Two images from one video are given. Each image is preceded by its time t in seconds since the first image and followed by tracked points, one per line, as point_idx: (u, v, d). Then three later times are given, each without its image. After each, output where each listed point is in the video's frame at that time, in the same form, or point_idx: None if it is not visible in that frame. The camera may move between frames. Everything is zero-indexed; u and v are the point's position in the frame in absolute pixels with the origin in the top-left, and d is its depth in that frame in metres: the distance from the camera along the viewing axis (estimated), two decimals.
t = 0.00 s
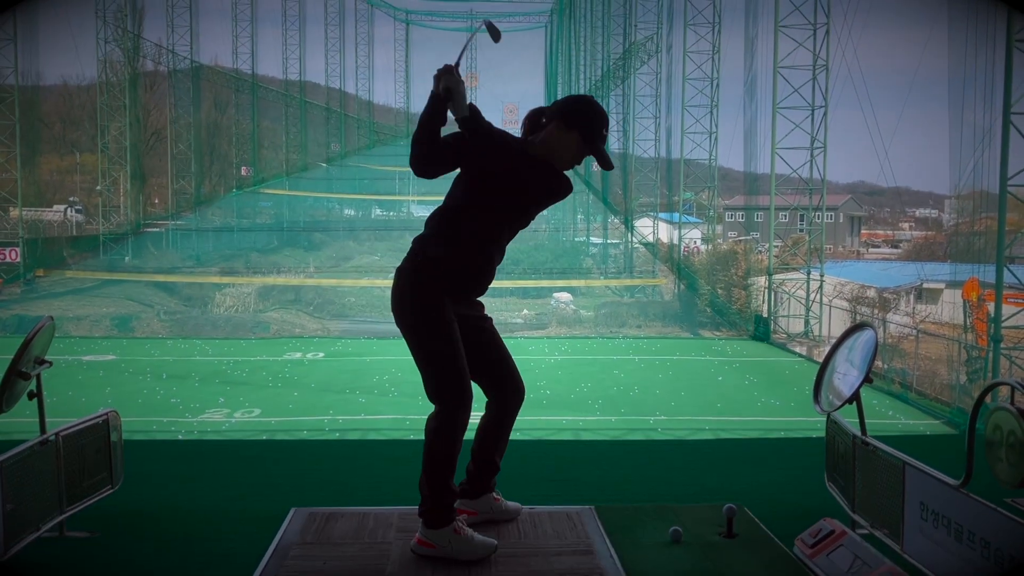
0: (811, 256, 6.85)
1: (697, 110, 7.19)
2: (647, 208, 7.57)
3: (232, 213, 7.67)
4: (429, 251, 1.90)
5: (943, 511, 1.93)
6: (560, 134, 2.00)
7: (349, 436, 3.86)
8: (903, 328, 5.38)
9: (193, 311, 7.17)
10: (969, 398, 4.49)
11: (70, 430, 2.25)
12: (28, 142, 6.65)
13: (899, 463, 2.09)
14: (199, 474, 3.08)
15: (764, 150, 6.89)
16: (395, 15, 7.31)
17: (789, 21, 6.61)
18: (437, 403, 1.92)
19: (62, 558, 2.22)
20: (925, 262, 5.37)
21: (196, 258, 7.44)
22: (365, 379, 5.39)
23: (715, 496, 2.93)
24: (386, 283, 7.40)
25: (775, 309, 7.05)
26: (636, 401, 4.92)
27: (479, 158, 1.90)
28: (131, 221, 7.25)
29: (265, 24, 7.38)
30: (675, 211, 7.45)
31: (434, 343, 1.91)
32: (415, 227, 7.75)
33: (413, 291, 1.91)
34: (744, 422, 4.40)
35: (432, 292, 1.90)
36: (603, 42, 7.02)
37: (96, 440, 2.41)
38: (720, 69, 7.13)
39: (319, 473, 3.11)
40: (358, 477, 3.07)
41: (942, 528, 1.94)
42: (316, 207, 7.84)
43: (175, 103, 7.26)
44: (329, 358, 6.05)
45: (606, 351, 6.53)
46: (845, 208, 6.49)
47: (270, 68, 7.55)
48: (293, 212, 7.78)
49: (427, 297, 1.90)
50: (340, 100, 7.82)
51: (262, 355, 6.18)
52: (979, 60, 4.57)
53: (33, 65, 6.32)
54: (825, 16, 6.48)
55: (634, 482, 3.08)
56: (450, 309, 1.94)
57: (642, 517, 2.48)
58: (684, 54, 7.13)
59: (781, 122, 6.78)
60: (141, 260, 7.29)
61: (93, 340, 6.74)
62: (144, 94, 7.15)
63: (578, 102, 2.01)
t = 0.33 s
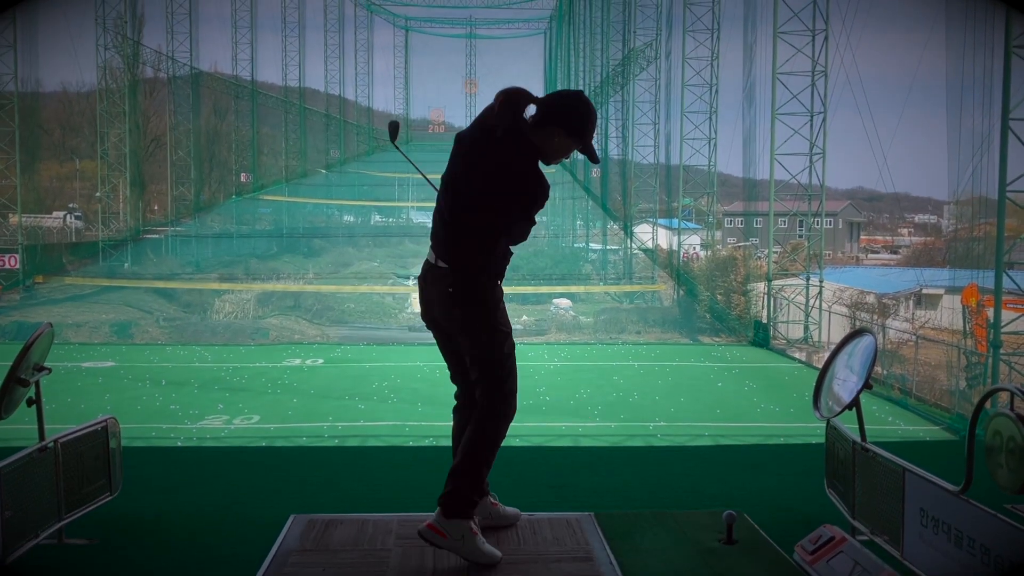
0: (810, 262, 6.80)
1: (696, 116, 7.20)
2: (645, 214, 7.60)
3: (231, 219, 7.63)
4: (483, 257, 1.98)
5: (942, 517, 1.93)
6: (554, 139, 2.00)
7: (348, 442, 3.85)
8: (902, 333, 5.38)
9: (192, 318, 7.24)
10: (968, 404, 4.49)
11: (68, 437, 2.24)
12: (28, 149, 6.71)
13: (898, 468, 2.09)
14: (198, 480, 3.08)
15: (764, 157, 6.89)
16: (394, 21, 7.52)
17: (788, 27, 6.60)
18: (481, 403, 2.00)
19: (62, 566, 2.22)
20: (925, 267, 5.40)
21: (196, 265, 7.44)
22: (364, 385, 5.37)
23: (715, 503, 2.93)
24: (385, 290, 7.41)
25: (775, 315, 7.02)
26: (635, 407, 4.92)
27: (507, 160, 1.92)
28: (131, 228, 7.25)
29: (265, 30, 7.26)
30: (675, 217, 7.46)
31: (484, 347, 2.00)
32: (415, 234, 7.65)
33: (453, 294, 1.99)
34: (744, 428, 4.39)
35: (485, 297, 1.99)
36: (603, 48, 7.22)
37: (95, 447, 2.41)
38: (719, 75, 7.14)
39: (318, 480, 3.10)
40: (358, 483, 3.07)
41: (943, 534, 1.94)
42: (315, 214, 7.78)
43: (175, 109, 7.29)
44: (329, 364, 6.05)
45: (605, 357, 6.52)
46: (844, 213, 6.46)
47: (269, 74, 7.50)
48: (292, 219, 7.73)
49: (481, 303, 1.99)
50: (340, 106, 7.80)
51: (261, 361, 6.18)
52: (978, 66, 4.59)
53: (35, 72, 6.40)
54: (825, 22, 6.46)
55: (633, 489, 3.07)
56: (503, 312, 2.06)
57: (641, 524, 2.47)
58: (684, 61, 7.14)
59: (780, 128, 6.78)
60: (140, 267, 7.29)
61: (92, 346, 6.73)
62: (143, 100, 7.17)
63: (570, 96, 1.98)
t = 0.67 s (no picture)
0: (810, 271, 6.84)
1: (695, 125, 7.27)
2: (645, 222, 7.71)
3: (231, 228, 7.67)
4: (513, 266, 2.03)
5: (943, 527, 1.92)
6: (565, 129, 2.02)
7: (347, 452, 3.84)
8: (902, 342, 5.38)
9: (192, 327, 7.16)
10: (969, 413, 4.49)
11: (67, 447, 2.24)
12: (29, 157, 6.70)
13: (898, 479, 2.08)
14: (197, 490, 3.07)
15: (764, 166, 6.91)
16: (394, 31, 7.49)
17: (787, 37, 6.63)
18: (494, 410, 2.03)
19: None
20: (926, 276, 5.33)
21: (196, 274, 7.42)
22: (365, 394, 5.37)
23: (716, 513, 2.92)
24: (384, 299, 7.35)
25: (775, 324, 7.00)
26: (635, 416, 4.90)
27: (547, 163, 1.96)
28: (131, 238, 7.26)
29: (264, 38, 7.32)
30: (675, 225, 7.55)
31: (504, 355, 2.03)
32: (414, 243, 7.73)
33: (466, 297, 2.00)
34: (745, 437, 4.38)
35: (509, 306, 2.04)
36: (603, 57, 7.43)
37: (94, 456, 2.40)
38: (718, 84, 7.16)
39: (317, 490, 3.09)
40: (359, 493, 3.06)
41: (943, 544, 1.93)
42: (315, 223, 7.91)
43: (174, 118, 7.31)
44: (329, 373, 6.04)
45: (605, 366, 6.53)
46: (844, 223, 6.49)
47: (269, 84, 7.52)
48: (294, 229, 7.82)
49: (507, 311, 2.03)
50: (340, 116, 7.96)
51: (261, 370, 6.17)
52: (977, 76, 4.61)
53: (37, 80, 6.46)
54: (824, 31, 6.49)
55: (633, 499, 3.06)
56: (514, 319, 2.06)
57: (640, 535, 2.46)
58: (683, 69, 7.21)
59: (779, 137, 6.78)
60: (140, 276, 7.28)
61: (92, 355, 6.72)
62: (144, 110, 7.19)
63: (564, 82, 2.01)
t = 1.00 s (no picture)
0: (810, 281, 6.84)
1: (695, 136, 7.22)
2: (644, 232, 7.54)
3: (232, 238, 7.67)
4: (521, 278, 2.03)
5: (944, 540, 1.92)
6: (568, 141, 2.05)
7: (346, 462, 3.82)
8: (902, 352, 5.37)
9: (192, 337, 7.24)
10: (970, 423, 4.48)
11: (67, 458, 2.23)
12: (29, 167, 6.64)
13: (898, 490, 2.08)
14: (196, 502, 3.05)
15: (763, 177, 6.99)
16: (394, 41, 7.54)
17: (786, 47, 6.72)
18: (496, 422, 2.03)
19: None
20: (925, 286, 5.34)
21: (195, 284, 7.43)
22: (364, 404, 5.36)
23: (716, 525, 2.90)
24: (383, 309, 7.40)
25: (774, 334, 7.07)
26: (635, 427, 4.88)
27: (554, 173, 1.98)
28: (132, 247, 7.22)
29: (265, 49, 7.33)
30: (675, 236, 7.45)
31: (509, 367, 2.04)
32: (414, 253, 7.77)
33: (473, 309, 1.99)
34: (746, 447, 4.37)
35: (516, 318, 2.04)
36: (602, 68, 7.09)
37: (94, 468, 2.40)
38: (718, 95, 7.18)
39: (318, 502, 3.08)
40: (359, 505, 3.05)
41: (943, 557, 1.92)
42: (315, 233, 7.87)
43: (175, 129, 7.29)
44: (329, 384, 6.03)
45: (605, 376, 6.52)
46: (844, 233, 6.49)
47: (270, 94, 7.54)
48: (294, 238, 7.79)
49: (513, 322, 2.03)
50: (340, 127, 7.94)
51: (260, 380, 6.15)
52: (976, 86, 4.64)
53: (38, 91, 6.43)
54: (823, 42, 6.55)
55: (634, 512, 3.04)
56: (518, 329, 2.07)
57: (640, 547, 2.44)
58: (683, 80, 7.21)
59: (779, 147, 6.87)
60: (141, 286, 7.28)
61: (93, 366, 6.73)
62: (144, 120, 7.18)
63: (568, 93, 2.04)
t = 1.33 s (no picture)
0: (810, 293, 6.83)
1: (695, 148, 7.26)
2: (645, 244, 7.66)
3: (233, 250, 7.70)
4: (526, 290, 2.02)
5: (945, 556, 1.92)
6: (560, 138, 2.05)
7: (347, 476, 3.80)
8: (903, 364, 5.35)
9: (192, 350, 7.17)
10: (971, 436, 4.47)
11: (68, 473, 2.23)
12: (30, 181, 6.67)
13: (899, 505, 2.06)
14: (195, 517, 3.03)
15: (762, 189, 6.99)
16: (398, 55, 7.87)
17: (785, 61, 6.73)
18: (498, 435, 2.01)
19: None
20: (925, 298, 5.32)
21: (195, 296, 7.42)
22: (364, 417, 5.34)
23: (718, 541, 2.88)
24: (384, 321, 7.38)
25: (775, 346, 7.02)
26: (636, 440, 4.87)
27: (540, 176, 1.97)
28: (132, 260, 7.21)
29: (266, 62, 7.43)
30: (675, 247, 7.51)
31: (513, 381, 2.01)
32: (414, 265, 7.72)
33: (473, 319, 1.99)
34: (747, 460, 4.35)
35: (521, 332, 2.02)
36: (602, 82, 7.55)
37: (94, 482, 2.38)
38: (718, 108, 7.21)
39: (319, 517, 3.06)
40: (359, 520, 3.03)
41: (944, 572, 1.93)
42: (315, 245, 7.91)
43: (176, 141, 7.32)
44: (329, 396, 6.01)
45: (606, 389, 6.49)
46: (844, 245, 6.52)
47: (271, 107, 7.61)
48: (294, 251, 7.84)
49: (515, 334, 2.00)
50: (342, 139, 8.08)
51: (260, 393, 6.13)
52: (974, 98, 4.66)
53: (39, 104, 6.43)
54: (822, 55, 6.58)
55: (635, 528, 3.02)
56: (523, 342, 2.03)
57: (642, 563, 2.42)
58: (683, 94, 7.26)
59: (779, 160, 6.86)
60: (141, 298, 7.27)
61: (92, 379, 6.70)
62: (145, 133, 7.18)
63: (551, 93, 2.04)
